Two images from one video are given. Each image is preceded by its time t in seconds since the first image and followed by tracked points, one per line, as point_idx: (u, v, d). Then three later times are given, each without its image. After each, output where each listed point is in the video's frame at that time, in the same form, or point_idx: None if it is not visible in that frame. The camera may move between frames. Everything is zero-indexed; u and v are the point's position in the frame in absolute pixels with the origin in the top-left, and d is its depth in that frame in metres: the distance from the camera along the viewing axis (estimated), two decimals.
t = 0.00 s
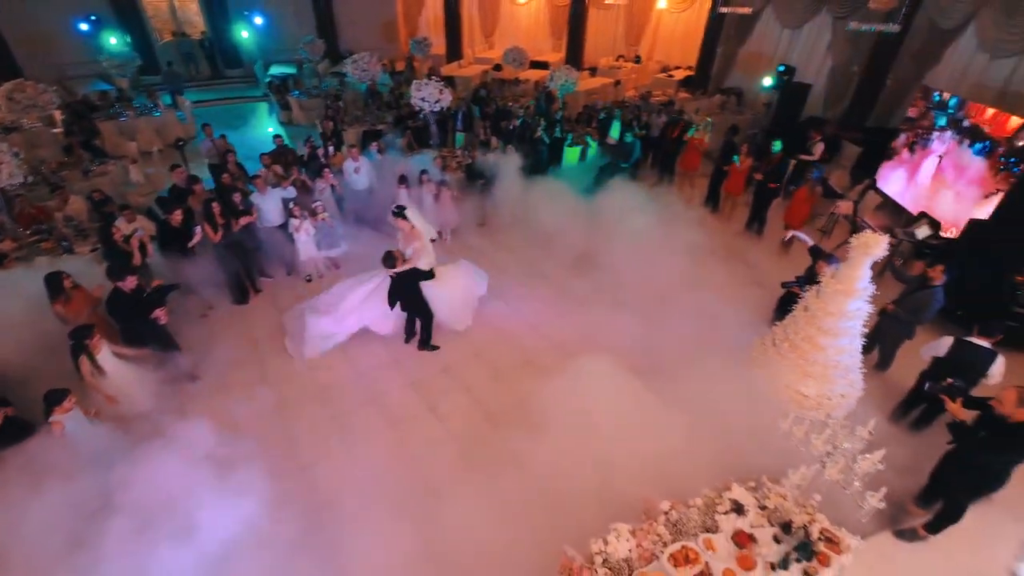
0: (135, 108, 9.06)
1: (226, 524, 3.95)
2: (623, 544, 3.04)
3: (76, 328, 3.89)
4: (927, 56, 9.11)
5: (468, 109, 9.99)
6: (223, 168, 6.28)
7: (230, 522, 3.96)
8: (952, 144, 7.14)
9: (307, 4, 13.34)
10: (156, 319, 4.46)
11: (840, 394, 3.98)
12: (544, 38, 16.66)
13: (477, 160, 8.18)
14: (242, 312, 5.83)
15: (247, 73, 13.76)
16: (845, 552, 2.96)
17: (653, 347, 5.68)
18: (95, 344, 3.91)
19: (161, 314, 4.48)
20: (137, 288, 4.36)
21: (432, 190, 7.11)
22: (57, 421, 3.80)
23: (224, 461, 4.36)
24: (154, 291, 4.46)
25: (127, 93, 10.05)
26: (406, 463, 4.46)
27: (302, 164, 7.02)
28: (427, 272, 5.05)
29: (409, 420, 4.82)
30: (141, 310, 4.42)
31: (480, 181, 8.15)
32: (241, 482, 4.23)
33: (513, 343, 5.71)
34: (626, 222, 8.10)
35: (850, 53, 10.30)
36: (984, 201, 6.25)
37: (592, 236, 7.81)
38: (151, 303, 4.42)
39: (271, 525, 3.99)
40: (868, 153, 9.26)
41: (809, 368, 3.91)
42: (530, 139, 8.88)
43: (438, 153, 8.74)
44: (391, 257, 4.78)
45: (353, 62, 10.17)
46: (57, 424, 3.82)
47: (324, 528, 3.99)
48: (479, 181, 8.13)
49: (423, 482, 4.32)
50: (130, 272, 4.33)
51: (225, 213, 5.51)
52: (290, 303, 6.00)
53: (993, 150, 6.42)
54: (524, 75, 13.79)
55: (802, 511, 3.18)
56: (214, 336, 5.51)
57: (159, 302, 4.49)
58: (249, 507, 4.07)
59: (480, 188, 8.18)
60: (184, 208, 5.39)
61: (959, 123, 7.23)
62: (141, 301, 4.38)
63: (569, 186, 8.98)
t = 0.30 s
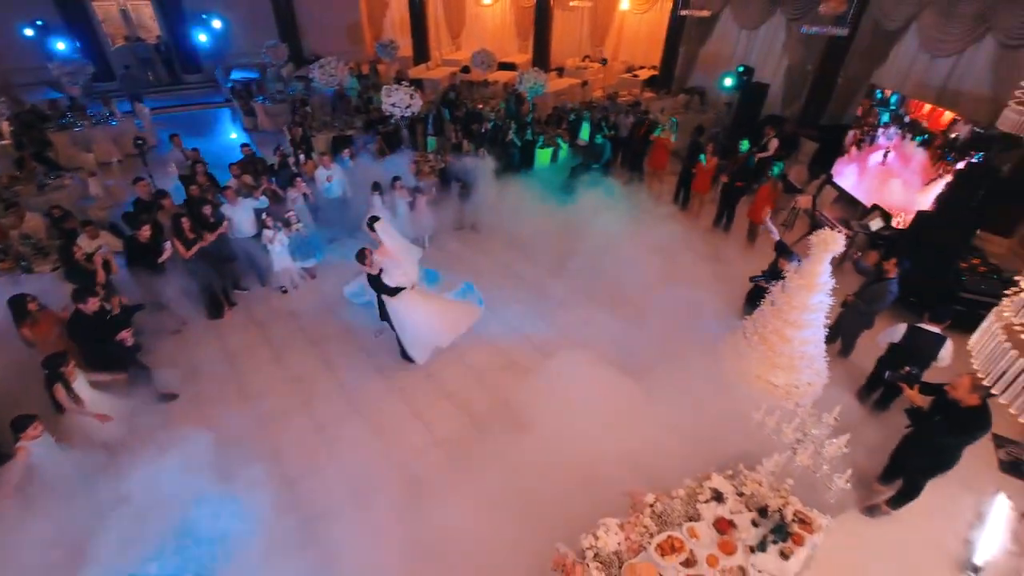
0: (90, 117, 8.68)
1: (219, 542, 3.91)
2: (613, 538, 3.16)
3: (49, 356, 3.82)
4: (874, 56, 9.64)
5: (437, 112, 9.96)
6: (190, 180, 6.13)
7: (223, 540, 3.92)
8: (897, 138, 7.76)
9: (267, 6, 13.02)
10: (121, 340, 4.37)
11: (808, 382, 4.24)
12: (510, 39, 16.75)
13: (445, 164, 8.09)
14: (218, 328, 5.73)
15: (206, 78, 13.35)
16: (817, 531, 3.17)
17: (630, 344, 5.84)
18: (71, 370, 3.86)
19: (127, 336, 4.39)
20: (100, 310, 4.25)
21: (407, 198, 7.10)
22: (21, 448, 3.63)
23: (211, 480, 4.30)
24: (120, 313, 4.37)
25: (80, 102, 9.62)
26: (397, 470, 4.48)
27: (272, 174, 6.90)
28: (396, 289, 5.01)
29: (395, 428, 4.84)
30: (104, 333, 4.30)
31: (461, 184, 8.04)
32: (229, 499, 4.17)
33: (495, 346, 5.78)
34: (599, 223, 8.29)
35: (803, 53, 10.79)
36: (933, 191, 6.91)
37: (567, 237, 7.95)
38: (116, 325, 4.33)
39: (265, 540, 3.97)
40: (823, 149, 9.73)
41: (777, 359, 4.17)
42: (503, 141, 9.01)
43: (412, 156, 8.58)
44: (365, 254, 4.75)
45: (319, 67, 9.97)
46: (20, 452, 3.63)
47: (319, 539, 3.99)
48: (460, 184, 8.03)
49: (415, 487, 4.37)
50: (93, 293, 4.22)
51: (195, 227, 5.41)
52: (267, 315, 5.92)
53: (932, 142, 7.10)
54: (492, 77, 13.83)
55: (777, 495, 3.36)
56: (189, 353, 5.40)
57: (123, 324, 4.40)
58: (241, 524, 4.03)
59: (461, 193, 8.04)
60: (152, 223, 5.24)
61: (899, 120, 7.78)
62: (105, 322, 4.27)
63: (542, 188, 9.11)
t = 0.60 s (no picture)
0: (41, 128, 8.28)
1: (203, 563, 3.84)
2: (603, 535, 3.26)
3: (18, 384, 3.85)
4: (828, 57, 10.09)
5: (409, 116, 9.90)
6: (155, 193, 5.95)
7: (208, 561, 3.86)
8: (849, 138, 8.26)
9: (227, 9, 12.67)
10: (85, 364, 4.35)
11: (778, 373, 4.56)
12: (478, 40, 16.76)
13: (420, 169, 8.05)
14: (191, 344, 5.60)
15: (165, 84, 12.91)
16: (793, 516, 3.34)
17: (610, 343, 5.97)
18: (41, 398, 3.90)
19: (90, 359, 4.38)
20: (60, 334, 4.18)
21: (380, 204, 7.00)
22: None
23: (193, 500, 4.22)
24: (81, 337, 4.35)
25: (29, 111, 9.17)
26: (385, 480, 4.49)
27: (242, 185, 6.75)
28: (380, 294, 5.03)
29: (381, 438, 4.83)
30: (66, 358, 4.28)
31: (442, 189, 8.00)
32: (212, 519, 4.11)
33: (477, 351, 5.82)
34: (572, 223, 8.43)
35: (762, 54, 11.18)
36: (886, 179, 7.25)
37: (544, 239, 8.05)
38: (79, 348, 4.30)
39: (252, 558, 3.92)
40: (784, 146, 10.12)
41: (750, 354, 4.44)
42: (476, 145, 9.03)
43: (386, 162, 8.51)
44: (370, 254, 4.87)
45: (285, 72, 9.77)
46: None
47: (307, 554, 3.97)
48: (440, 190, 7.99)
49: (404, 496, 4.38)
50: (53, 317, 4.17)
51: (164, 242, 5.27)
52: (243, 329, 5.80)
53: (878, 138, 7.95)
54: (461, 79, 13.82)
55: (753, 483, 3.50)
56: (162, 372, 5.27)
57: (85, 348, 4.38)
58: (226, 544, 3.98)
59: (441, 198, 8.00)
60: (118, 240, 5.09)
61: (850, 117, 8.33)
62: (66, 346, 4.22)
63: (517, 190, 9.18)
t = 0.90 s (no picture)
0: None
1: None
2: (593, 535, 3.38)
3: None
4: (787, 57, 10.45)
5: (380, 121, 9.80)
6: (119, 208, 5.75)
7: None
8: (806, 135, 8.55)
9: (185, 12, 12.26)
10: (46, 390, 4.18)
11: (753, 365, 5.04)
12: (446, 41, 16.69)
13: (395, 176, 7.98)
14: (165, 363, 5.46)
15: (122, 90, 12.44)
16: (773, 505, 3.50)
17: (590, 342, 6.09)
18: None
19: (52, 385, 4.20)
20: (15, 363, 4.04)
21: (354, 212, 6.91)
22: None
23: (175, 523, 4.15)
24: (42, 363, 4.18)
25: None
26: (372, 491, 4.48)
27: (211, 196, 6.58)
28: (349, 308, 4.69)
29: (365, 448, 4.81)
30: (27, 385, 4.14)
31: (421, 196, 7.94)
32: (196, 540, 4.05)
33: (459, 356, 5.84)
34: (549, 225, 8.52)
35: (725, 54, 11.50)
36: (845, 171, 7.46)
37: (521, 242, 8.11)
38: (39, 374, 4.13)
39: None
40: (749, 143, 10.45)
41: (725, 349, 4.90)
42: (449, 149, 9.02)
43: (361, 168, 8.42)
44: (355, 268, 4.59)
45: (250, 77, 9.53)
46: None
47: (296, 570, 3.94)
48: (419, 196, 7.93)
49: (392, 506, 4.38)
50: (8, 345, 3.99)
51: (132, 258, 5.09)
52: (218, 345, 5.68)
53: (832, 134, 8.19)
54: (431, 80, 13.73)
55: (734, 476, 3.67)
56: (136, 393, 5.13)
57: (46, 374, 4.21)
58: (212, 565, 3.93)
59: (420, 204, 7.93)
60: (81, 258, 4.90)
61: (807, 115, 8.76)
62: (25, 374, 4.08)
63: (492, 193, 9.20)
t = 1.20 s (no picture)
0: None
1: None
2: (583, 533, 3.48)
3: None
4: (748, 57, 10.79)
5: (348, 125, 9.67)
6: (80, 223, 5.52)
7: None
8: (766, 133, 8.70)
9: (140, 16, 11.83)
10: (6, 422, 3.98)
11: (728, 358, 5.23)
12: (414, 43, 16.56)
13: (369, 181, 7.92)
14: (137, 383, 5.30)
15: (75, 98, 11.93)
16: (752, 494, 3.66)
17: (570, 342, 6.20)
18: None
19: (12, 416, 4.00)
20: None
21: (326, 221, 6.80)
22: None
23: (157, 547, 4.05)
24: None
25: None
26: (359, 503, 4.44)
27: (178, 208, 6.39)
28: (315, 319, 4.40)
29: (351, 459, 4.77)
30: None
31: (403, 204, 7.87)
32: (181, 564, 3.96)
33: (442, 362, 5.84)
34: (525, 227, 8.60)
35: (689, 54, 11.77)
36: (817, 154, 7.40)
37: (499, 245, 8.13)
38: None
39: None
40: (715, 141, 10.76)
41: (702, 344, 5.08)
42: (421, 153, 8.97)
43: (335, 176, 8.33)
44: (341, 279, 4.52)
45: (213, 84, 9.27)
46: None
47: None
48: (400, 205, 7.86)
49: (378, 516, 4.37)
50: None
51: (98, 275, 4.90)
52: (192, 362, 5.54)
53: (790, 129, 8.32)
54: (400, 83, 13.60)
55: (715, 467, 3.83)
56: (107, 416, 4.97)
57: (6, 405, 4.01)
58: None
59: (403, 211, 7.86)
60: (44, 277, 4.71)
61: (764, 113, 8.76)
62: None
63: (466, 196, 9.20)
